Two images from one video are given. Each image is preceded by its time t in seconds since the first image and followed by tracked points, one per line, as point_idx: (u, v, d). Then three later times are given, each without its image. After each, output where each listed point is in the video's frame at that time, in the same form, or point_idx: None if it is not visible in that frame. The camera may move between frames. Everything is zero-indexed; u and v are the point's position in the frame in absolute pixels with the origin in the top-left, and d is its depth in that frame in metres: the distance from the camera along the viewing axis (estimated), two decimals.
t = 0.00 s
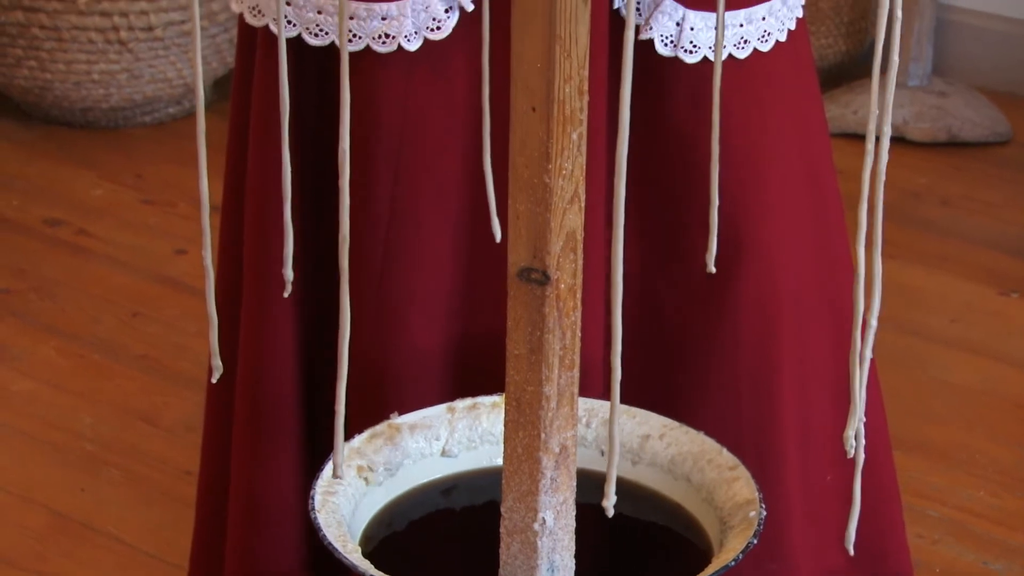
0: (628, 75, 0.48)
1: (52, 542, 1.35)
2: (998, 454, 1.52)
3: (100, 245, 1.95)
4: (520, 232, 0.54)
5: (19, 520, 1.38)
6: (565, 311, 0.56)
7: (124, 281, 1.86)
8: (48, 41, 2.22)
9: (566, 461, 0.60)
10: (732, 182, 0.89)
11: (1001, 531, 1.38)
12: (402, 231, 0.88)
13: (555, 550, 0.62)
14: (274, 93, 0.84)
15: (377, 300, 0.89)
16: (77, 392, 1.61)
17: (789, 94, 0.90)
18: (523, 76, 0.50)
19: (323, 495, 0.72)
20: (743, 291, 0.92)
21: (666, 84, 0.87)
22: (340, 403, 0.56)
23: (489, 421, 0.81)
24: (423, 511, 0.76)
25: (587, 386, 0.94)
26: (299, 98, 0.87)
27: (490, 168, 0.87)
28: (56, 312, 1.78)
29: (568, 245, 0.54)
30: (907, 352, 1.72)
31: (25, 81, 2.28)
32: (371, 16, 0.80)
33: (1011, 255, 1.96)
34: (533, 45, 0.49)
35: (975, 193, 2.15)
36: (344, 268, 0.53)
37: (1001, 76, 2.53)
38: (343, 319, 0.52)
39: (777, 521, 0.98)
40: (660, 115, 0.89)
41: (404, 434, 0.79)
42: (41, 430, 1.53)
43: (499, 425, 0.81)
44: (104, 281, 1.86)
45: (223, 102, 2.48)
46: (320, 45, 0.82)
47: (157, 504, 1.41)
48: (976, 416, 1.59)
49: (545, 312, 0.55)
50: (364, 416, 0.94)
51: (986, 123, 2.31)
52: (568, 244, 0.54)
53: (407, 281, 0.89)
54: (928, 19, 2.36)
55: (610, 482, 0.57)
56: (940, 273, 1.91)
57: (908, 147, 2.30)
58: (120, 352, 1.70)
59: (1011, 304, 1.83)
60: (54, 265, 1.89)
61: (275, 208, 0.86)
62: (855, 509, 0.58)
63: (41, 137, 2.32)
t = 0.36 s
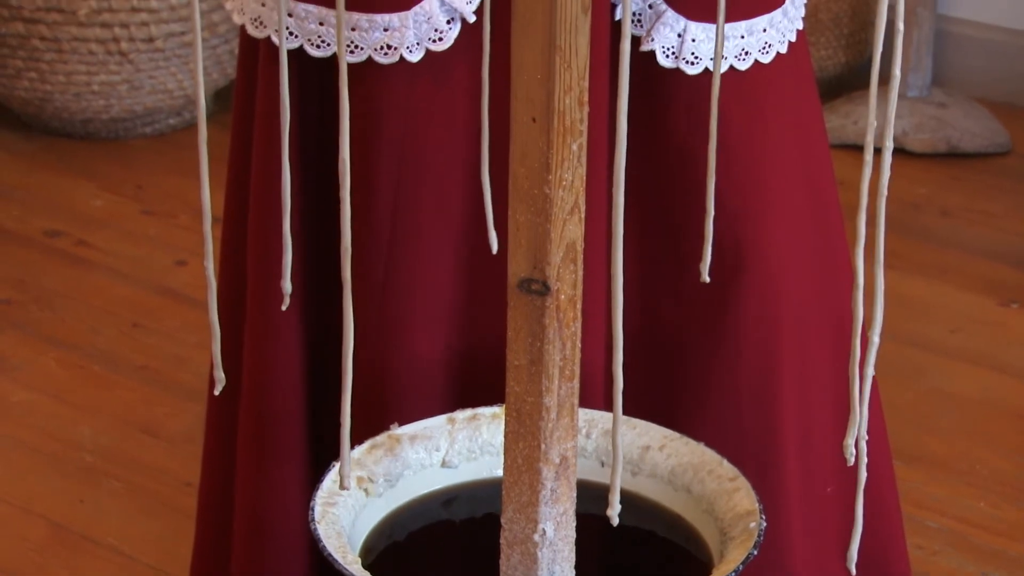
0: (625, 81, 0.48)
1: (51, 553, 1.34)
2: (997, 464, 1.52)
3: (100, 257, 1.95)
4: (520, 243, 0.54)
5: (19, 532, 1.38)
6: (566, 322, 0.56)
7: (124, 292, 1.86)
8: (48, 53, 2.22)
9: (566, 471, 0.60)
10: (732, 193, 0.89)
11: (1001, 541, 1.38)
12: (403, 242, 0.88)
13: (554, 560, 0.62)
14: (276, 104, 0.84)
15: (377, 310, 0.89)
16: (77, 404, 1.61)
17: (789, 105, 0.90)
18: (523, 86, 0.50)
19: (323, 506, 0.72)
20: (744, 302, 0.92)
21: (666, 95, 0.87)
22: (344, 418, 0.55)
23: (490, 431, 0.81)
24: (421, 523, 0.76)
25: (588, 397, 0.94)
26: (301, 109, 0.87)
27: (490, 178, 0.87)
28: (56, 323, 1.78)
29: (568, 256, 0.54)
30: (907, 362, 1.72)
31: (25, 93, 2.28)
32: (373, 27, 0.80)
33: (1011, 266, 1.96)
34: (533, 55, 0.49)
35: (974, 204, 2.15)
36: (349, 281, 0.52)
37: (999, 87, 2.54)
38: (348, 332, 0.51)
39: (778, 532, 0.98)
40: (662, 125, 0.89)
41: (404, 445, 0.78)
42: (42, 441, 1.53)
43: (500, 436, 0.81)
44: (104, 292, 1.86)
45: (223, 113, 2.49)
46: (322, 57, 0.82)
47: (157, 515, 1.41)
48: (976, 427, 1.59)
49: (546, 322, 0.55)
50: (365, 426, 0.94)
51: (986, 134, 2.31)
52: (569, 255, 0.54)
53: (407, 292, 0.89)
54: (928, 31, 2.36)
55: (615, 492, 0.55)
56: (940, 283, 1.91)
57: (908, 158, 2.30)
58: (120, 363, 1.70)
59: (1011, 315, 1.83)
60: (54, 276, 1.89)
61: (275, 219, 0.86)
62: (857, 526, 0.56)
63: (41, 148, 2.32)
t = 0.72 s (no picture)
0: (624, 93, 0.48)
1: (51, 566, 1.34)
2: (998, 477, 1.51)
3: (100, 269, 1.95)
4: (520, 256, 0.54)
5: (18, 544, 1.37)
6: (566, 334, 0.56)
7: (125, 305, 1.86)
8: (49, 66, 2.22)
9: (566, 484, 0.60)
10: (733, 205, 0.89)
11: (1002, 554, 1.38)
12: (404, 254, 0.88)
13: (554, 573, 0.62)
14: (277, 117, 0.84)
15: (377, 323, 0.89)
16: (77, 417, 1.61)
17: (789, 118, 0.90)
18: (523, 99, 0.51)
19: (324, 518, 0.72)
20: (743, 314, 0.92)
21: (666, 108, 0.88)
22: (343, 431, 0.55)
23: (489, 444, 0.81)
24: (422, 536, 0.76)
25: (588, 410, 0.94)
26: (302, 122, 0.87)
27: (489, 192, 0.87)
28: (57, 335, 1.78)
29: (568, 269, 0.54)
30: (908, 375, 1.72)
31: (26, 105, 2.28)
32: (373, 40, 0.80)
33: (1011, 278, 1.96)
34: (533, 68, 0.50)
35: (975, 216, 2.15)
36: (349, 294, 0.52)
37: (999, 100, 2.53)
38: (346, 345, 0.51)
39: (778, 545, 0.98)
40: (662, 138, 0.89)
41: (404, 457, 0.78)
42: (42, 454, 1.53)
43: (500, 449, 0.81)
44: (105, 305, 1.86)
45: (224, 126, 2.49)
46: (323, 69, 0.82)
47: (157, 528, 1.41)
48: (976, 440, 1.59)
49: (546, 335, 0.55)
50: (365, 439, 0.94)
51: (986, 146, 2.31)
52: (569, 267, 0.54)
53: (408, 304, 0.89)
54: (929, 44, 2.36)
55: (612, 504, 0.55)
56: (940, 296, 1.91)
57: (908, 171, 2.31)
58: (121, 376, 1.70)
59: (1011, 327, 1.83)
60: (54, 289, 1.90)
61: (275, 232, 0.86)
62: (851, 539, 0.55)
63: (42, 161, 2.32)
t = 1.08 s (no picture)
0: (625, 106, 0.48)
1: None
2: (999, 489, 1.51)
3: (101, 280, 1.95)
4: (521, 268, 0.54)
5: (18, 555, 1.37)
6: (566, 346, 0.56)
7: (125, 316, 1.86)
8: (50, 77, 2.22)
9: (567, 495, 0.60)
10: (733, 216, 0.89)
11: (1003, 566, 1.38)
12: (404, 265, 0.88)
13: None
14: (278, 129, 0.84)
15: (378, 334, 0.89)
16: (77, 428, 1.61)
17: (790, 130, 0.90)
18: (524, 111, 0.51)
19: (324, 530, 0.72)
20: (744, 326, 0.92)
21: (667, 120, 0.88)
22: (345, 443, 0.55)
23: (490, 456, 0.81)
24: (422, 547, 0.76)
25: (588, 421, 0.94)
26: (302, 135, 0.87)
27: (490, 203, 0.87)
28: (57, 347, 1.78)
29: (569, 280, 0.54)
30: (909, 386, 1.72)
31: (27, 117, 2.28)
32: (374, 52, 0.80)
33: (1011, 290, 1.96)
34: (533, 80, 0.50)
35: (975, 228, 2.15)
36: (350, 306, 0.52)
37: (1000, 112, 2.53)
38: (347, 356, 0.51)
39: (779, 556, 0.98)
40: (663, 150, 0.89)
41: (404, 468, 0.78)
42: (42, 465, 1.53)
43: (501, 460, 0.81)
44: (106, 316, 1.86)
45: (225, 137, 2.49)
46: (324, 81, 0.82)
47: (157, 539, 1.41)
48: (977, 451, 1.58)
49: (546, 346, 0.55)
50: (365, 450, 0.93)
51: (986, 158, 2.31)
52: (569, 278, 0.54)
53: (408, 316, 0.89)
54: (930, 55, 2.36)
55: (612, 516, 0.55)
56: (940, 307, 1.91)
57: (908, 182, 2.31)
58: (121, 387, 1.70)
59: (1011, 339, 1.83)
60: (54, 300, 1.90)
61: (275, 244, 0.86)
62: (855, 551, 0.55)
63: (43, 173, 2.33)
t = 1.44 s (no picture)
0: (624, 121, 0.48)
1: None
2: (1000, 505, 1.51)
3: (100, 296, 1.95)
4: (520, 284, 0.54)
5: (16, 572, 1.37)
6: (566, 361, 0.56)
7: (125, 332, 1.86)
8: (51, 93, 2.22)
9: (567, 511, 0.60)
10: (734, 232, 0.89)
11: None
12: (404, 281, 0.88)
13: None
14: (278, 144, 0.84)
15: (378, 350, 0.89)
16: (77, 444, 1.61)
17: (790, 145, 0.90)
18: (524, 127, 0.51)
19: (324, 546, 0.71)
20: (744, 342, 0.92)
21: (667, 136, 0.88)
22: (344, 460, 0.55)
23: (490, 471, 0.81)
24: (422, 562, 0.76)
25: (588, 437, 0.94)
26: (302, 151, 0.87)
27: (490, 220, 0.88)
28: (57, 363, 1.78)
29: (569, 295, 0.54)
30: (908, 402, 1.72)
31: (27, 133, 2.28)
32: (375, 69, 0.80)
33: (1011, 306, 1.96)
34: (533, 96, 0.50)
35: (975, 244, 2.15)
36: (350, 322, 0.52)
37: (999, 128, 2.51)
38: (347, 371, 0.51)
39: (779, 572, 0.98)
40: (662, 166, 0.89)
41: (404, 484, 0.78)
42: (41, 481, 1.53)
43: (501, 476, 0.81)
44: (106, 332, 1.86)
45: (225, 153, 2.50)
46: (325, 97, 0.82)
47: (156, 555, 1.40)
48: (978, 467, 1.58)
49: (546, 361, 0.55)
50: (366, 466, 0.93)
51: (986, 174, 2.31)
52: (569, 294, 0.54)
53: (408, 332, 0.89)
54: (930, 72, 2.37)
55: (611, 534, 0.55)
56: (940, 323, 1.91)
57: (908, 198, 2.31)
58: (121, 403, 1.70)
59: (1011, 354, 1.83)
60: (54, 317, 1.90)
61: (275, 260, 0.86)
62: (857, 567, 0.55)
63: (43, 189, 2.33)
